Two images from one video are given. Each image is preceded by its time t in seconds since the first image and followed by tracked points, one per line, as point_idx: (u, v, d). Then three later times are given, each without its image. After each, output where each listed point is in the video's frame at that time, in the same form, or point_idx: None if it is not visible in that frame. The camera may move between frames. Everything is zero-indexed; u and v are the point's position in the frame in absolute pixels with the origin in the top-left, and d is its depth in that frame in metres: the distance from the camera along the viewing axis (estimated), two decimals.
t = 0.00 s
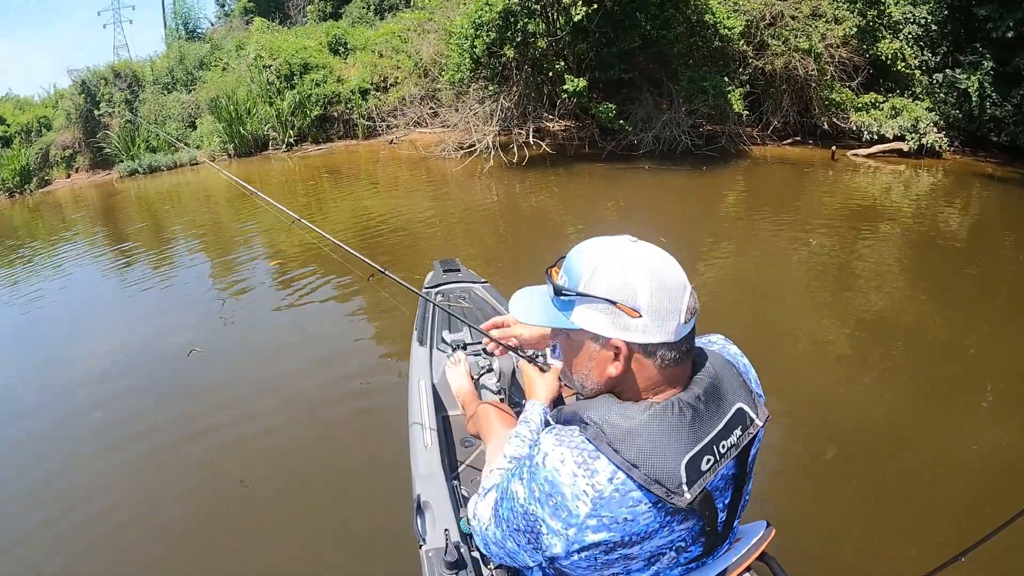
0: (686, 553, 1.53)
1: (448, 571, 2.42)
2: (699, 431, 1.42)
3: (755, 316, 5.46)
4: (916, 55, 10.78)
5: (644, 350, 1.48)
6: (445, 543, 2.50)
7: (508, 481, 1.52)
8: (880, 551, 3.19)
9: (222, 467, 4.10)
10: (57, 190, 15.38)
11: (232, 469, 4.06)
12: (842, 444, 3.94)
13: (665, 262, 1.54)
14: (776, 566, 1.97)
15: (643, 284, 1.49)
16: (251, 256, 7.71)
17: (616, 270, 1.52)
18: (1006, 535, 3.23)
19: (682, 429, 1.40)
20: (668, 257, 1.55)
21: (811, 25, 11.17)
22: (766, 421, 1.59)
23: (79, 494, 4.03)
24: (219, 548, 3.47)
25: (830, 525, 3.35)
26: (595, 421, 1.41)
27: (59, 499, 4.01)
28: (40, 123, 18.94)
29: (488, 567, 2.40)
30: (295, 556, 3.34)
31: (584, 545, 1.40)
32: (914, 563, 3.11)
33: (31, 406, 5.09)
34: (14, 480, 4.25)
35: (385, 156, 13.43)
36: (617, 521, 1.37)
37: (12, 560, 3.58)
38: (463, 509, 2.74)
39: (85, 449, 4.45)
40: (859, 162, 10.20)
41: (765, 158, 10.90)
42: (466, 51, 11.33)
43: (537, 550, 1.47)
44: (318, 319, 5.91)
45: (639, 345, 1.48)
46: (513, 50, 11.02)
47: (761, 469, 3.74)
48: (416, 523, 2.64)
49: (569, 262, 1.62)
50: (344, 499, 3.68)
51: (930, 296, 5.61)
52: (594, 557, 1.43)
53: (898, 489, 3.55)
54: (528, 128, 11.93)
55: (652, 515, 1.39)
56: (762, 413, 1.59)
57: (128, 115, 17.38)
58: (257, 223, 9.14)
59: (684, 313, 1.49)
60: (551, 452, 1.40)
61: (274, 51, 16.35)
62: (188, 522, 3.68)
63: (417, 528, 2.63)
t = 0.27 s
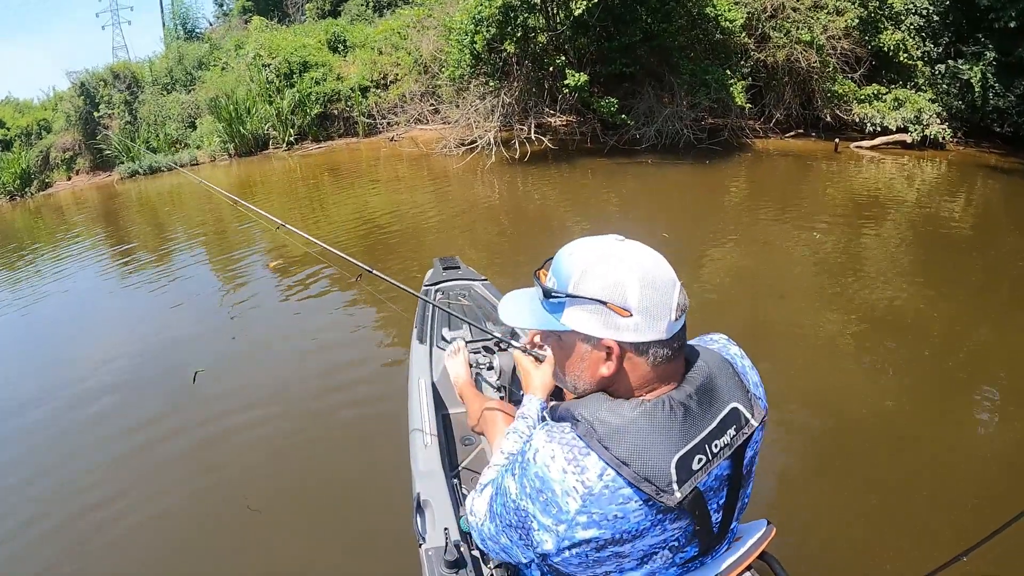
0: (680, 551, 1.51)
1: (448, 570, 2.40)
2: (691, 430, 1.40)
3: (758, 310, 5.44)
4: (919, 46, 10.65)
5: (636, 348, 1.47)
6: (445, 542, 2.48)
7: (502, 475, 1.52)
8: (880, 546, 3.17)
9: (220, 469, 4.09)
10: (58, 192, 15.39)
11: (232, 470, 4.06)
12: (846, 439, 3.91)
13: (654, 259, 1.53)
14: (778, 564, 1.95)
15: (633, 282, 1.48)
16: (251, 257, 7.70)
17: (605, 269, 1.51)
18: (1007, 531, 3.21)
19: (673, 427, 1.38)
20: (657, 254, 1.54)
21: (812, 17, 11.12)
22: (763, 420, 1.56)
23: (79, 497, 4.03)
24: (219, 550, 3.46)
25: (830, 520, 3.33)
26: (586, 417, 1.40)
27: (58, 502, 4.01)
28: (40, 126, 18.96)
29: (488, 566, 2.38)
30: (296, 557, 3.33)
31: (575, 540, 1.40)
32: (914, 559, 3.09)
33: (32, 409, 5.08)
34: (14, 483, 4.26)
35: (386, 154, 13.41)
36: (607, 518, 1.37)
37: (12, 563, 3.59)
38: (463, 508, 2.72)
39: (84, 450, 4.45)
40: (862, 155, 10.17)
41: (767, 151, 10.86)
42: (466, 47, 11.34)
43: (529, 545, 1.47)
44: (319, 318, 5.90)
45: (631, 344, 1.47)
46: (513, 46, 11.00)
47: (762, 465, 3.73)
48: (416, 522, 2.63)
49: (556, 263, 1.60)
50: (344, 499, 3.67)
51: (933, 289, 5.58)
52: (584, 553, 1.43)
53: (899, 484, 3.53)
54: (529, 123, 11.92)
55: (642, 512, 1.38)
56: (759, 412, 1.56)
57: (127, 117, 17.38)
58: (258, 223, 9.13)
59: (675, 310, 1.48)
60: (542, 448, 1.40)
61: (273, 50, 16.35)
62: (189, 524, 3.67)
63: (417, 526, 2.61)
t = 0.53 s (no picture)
0: (682, 549, 1.50)
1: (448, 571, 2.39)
2: (697, 425, 1.39)
3: (760, 311, 5.43)
4: (920, 48, 10.68)
5: (645, 343, 1.47)
6: (446, 542, 2.47)
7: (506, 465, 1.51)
8: (879, 545, 3.17)
9: (219, 469, 4.08)
10: (58, 193, 15.37)
11: (231, 471, 4.04)
12: (848, 439, 3.90)
13: (662, 257, 1.53)
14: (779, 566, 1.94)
15: (641, 277, 1.47)
16: (252, 257, 7.70)
17: (614, 266, 1.50)
18: (1007, 531, 3.20)
19: (678, 421, 1.37)
20: (664, 252, 1.54)
21: (814, 19, 11.05)
22: (768, 421, 1.55)
23: (76, 497, 4.02)
24: (217, 550, 3.45)
25: (830, 520, 3.32)
26: (593, 408, 1.39)
27: (56, 502, 4.00)
28: (40, 127, 18.95)
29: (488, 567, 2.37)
30: (296, 558, 3.32)
31: (577, 532, 1.38)
32: (913, 557, 3.09)
33: (32, 410, 5.07)
34: (12, 484, 4.24)
35: (386, 155, 13.40)
36: (610, 510, 1.35)
37: (10, 563, 3.58)
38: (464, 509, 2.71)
39: (84, 451, 4.44)
40: (863, 156, 10.17)
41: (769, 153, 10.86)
42: (468, 48, 11.29)
43: (531, 536, 1.46)
44: (320, 319, 5.89)
45: (641, 338, 1.46)
46: (515, 47, 10.88)
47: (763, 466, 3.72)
48: (416, 521, 2.62)
49: (565, 263, 1.61)
50: (343, 499, 3.66)
51: (933, 289, 5.58)
52: (587, 545, 1.41)
53: (899, 484, 3.53)
54: (531, 125, 11.93)
55: (646, 506, 1.37)
56: (765, 411, 1.55)
57: (127, 118, 17.37)
58: (259, 224, 9.12)
59: (683, 305, 1.48)
60: (547, 438, 1.39)
61: (273, 51, 16.34)
62: (188, 525, 3.66)
63: (418, 526, 2.61)
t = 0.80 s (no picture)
0: (687, 548, 1.49)
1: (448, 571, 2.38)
2: (705, 421, 1.39)
3: (760, 310, 5.43)
4: (920, 47, 10.72)
5: (653, 338, 1.46)
6: (445, 542, 2.46)
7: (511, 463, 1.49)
8: (880, 544, 3.16)
9: (218, 468, 4.07)
10: (56, 193, 15.34)
11: (230, 471, 4.03)
12: (848, 438, 3.90)
13: (672, 252, 1.51)
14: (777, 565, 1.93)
15: (651, 273, 1.46)
16: (251, 257, 7.68)
17: (622, 261, 1.49)
18: (1008, 528, 3.20)
19: (688, 415, 1.37)
20: (673, 247, 1.53)
21: (814, 18, 11.03)
22: (771, 419, 1.56)
23: (76, 498, 4.01)
24: (216, 550, 3.44)
25: (830, 519, 3.32)
26: (601, 405, 1.38)
27: (55, 503, 3.99)
28: (37, 126, 18.93)
29: (488, 567, 2.36)
30: (297, 557, 3.31)
31: (585, 530, 1.37)
32: (912, 556, 3.08)
33: (31, 410, 5.06)
34: (11, 485, 4.23)
35: (385, 155, 13.39)
36: (619, 506, 1.34)
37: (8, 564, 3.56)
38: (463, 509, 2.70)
39: (84, 451, 4.43)
40: (863, 155, 10.17)
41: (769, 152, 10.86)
42: (468, 47, 11.22)
43: (537, 536, 1.44)
44: (319, 318, 5.88)
45: (649, 334, 1.46)
46: (515, 46, 10.84)
47: (763, 465, 3.71)
48: (415, 522, 2.61)
49: (573, 255, 1.59)
50: (343, 499, 3.65)
51: (933, 289, 5.58)
52: (594, 543, 1.40)
53: (899, 484, 3.52)
54: (530, 124, 11.91)
55: (655, 502, 1.36)
56: (768, 409, 1.56)
57: (125, 117, 17.35)
58: (258, 223, 9.10)
59: (691, 301, 1.48)
60: (555, 435, 1.37)
61: (271, 50, 16.31)
62: (189, 524, 3.66)
63: (417, 526, 2.60)
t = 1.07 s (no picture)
0: (696, 544, 1.51)
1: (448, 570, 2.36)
2: (718, 413, 1.41)
3: (760, 314, 5.45)
4: (920, 56, 10.61)
5: (661, 330, 1.48)
6: (446, 542, 2.44)
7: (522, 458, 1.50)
8: (880, 548, 3.17)
9: (218, 463, 4.06)
10: (53, 187, 15.29)
11: (230, 467, 4.02)
12: (847, 440, 3.92)
13: (687, 247, 1.53)
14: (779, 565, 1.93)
15: (661, 266, 1.48)
16: (248, 254, 7.66)
17: (635, 254, 1.52)
18: (1005, 530, 3.23)
19: (703, 407, 1.39)
20: (688, 244, 1.53)
21: (817, 24, 11.19)
22: (779, 414, 1.58)
23: (75, 491, 3.99)
24: (216, 545, 3.43)
25: (831, 522, 3.32)
26: (617, 397, 1.39)
27: (54, 495, 3.98)
28: (36, 120, 18.87)
29: (489, 567, 2.35)
30: (297, 552, 3.31)
31: (600, 522, 1.37)
32: (913, 559, 3.09)
33: (29, 403, 5.05)
34: (9, 477, 4.22)
35: (385, 154, 13.39)
36: (634, 499, 1.35)
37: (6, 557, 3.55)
38: (464, 508, 2.68)
39: (84, 444, 4.43)
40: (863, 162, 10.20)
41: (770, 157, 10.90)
42: (470, 47, 11.20)
43: (549, 530, 1.44)
44: (318, 316, 5.86)
45: (656, 326, 1.48)
46: (518, 47, 10.86)
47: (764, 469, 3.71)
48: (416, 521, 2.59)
49: (593, 247, 1.64)
50: (343, 495, 3.65)
51: (933, 295, 5.59)
52: (607, 536, 1.40)
53: (900, 488, 3.53)
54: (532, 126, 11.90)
55: (670, 495, 1.37)
56: (776, 406, 1.58)
57: (124, 112, 17.32)
58: (256, 221, 9.08)
59: (700, 297, 1.47)
60: (571, 427, 1.38)
61: (272, 47, 16.27)
62: (189, 517, 3.66)
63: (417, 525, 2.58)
